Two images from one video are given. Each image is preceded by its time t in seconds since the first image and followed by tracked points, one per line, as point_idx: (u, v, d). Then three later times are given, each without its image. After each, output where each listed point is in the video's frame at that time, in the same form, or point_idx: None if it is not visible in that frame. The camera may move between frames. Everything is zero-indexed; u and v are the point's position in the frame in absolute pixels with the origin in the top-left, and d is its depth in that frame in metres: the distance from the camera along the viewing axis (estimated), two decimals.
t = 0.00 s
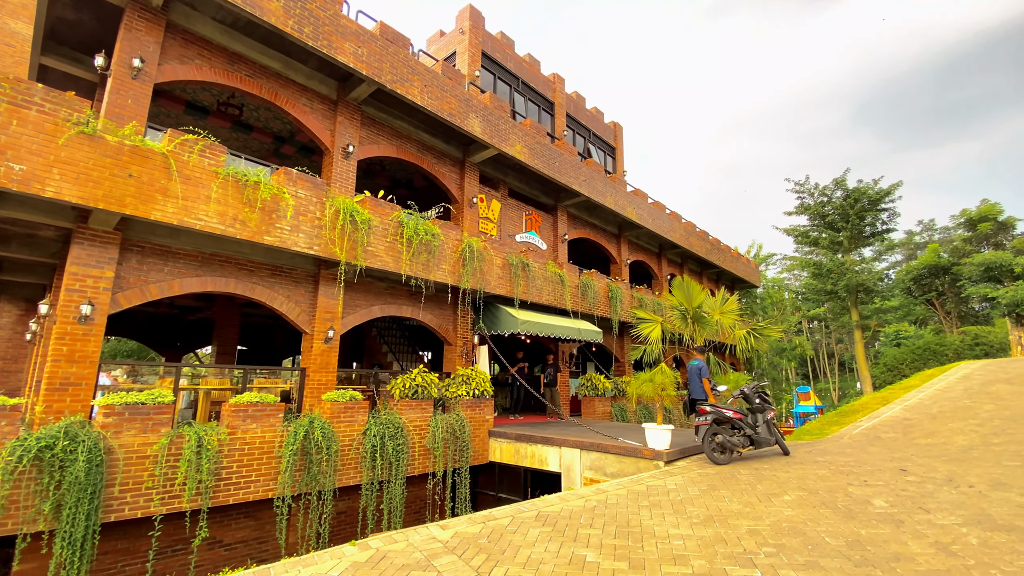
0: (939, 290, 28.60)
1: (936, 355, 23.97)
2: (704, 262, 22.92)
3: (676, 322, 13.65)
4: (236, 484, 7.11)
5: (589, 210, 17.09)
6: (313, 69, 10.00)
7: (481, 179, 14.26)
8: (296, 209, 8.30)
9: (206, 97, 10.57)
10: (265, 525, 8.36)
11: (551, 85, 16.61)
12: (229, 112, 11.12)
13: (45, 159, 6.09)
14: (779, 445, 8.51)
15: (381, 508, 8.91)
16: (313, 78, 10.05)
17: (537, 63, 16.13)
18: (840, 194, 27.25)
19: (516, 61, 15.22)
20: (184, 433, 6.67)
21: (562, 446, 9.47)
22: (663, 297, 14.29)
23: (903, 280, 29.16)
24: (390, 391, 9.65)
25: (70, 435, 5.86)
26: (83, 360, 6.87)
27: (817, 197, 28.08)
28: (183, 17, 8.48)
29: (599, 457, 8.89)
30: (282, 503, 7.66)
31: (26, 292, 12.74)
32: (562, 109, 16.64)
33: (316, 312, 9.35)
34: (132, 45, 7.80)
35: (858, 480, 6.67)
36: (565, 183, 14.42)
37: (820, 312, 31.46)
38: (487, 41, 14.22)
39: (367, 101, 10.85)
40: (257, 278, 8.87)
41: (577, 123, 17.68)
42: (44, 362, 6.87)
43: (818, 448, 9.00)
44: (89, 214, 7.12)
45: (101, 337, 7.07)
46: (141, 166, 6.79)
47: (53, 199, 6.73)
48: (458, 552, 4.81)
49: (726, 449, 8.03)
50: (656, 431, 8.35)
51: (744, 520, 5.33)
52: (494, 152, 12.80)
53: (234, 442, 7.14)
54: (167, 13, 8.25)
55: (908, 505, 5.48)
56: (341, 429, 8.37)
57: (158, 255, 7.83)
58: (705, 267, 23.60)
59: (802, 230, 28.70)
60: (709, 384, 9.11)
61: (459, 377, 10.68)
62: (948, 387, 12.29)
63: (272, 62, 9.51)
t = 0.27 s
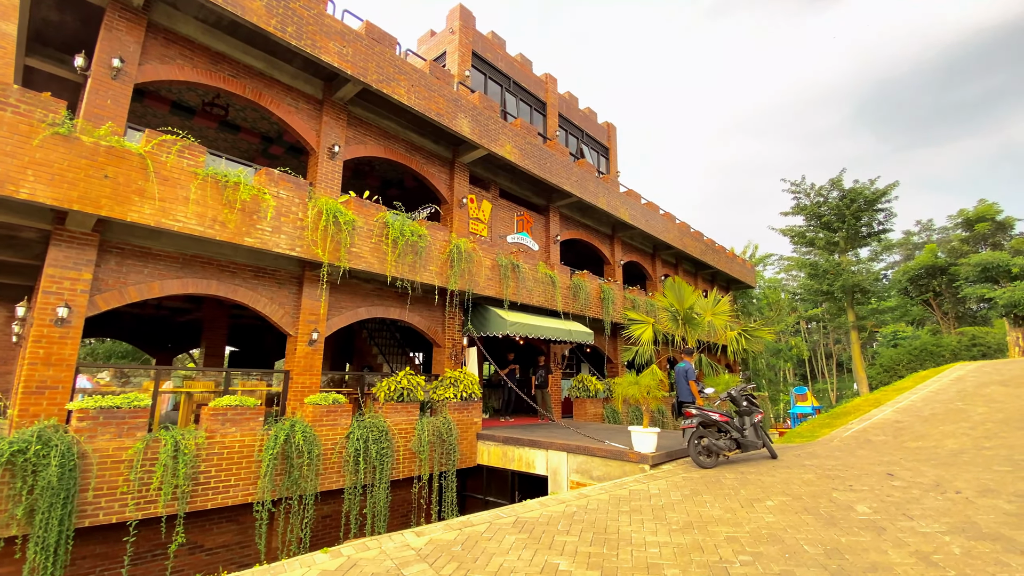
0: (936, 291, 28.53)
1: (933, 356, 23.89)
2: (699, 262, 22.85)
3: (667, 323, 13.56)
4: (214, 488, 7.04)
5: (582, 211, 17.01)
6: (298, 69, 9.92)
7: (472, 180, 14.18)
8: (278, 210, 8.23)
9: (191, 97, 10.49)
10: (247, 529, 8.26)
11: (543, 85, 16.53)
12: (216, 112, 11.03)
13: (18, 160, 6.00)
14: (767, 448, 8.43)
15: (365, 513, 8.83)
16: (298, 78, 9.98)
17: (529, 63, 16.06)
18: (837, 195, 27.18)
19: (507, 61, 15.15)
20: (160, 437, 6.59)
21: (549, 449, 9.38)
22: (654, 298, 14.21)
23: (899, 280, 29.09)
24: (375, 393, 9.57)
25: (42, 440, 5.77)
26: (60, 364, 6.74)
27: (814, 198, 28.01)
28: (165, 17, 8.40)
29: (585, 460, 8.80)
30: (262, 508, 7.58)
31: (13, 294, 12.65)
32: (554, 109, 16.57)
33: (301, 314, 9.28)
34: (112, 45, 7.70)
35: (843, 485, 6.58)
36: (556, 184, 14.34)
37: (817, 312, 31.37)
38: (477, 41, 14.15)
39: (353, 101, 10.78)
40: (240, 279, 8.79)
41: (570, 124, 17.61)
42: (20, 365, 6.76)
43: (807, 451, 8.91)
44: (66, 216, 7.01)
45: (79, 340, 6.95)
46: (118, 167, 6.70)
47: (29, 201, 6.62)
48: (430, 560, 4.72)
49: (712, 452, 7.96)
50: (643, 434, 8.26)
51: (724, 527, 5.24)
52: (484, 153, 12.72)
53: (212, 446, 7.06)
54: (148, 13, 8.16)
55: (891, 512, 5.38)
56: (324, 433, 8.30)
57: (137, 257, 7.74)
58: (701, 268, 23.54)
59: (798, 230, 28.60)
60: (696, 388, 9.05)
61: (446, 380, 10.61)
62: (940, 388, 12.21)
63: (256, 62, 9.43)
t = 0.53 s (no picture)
0: (941, 290, 28.21)
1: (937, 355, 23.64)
2: (699, 262, 22.71)
3: (665, 322, 13.45)
4: (201, 488, 7.04)
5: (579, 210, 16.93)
6: (290, 68, 9.91)
7: (468, 179, 14.14)
8: (266, 210, 8.22)
9: (185, 97, 10.50)
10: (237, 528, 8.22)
11: (540, 84, 16.49)
12: (209, 112, 11.05)
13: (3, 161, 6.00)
14: (760, 448, 8.32)
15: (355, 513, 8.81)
16: (290, 77, 9.97)
17: (526, 62, 16.02)
18: (840, 193, 26.94)
19: (503, 59, 15.11)
20: (146, 437, 6.58)
21: (541, 449, 9.32)
22: (652, 297, 14.10)
23: (904, 279, 28.80)
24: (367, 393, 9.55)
25: (28, 439, 5.77)
26: (48, 363, 6.72)
27: (817, 196, 27.78)
28: (155, 17, 8.40)
29: (576, 460, 8.73)
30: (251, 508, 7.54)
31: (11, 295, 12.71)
32: (551, 108, 16.50)
33: (292, 313, 9.27)
34: (101, 46, 7.70)
35: (835, 486, 6.48)
36: (552, 182, 14.28)
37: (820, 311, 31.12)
38: (473, 39, 14.12)
39: (346, 101, 10.76)
40: (231, 279, 8.78)
41: (568, 122, 17.54)
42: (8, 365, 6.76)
43: (801, 452, 8.80)
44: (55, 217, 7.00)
45: (67, 339, 6.94)
46: (105, 167, 6.71)
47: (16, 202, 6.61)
48: (409, 561, 4.67)
49: (703, 453, 7.87)
50: (634, 434, 8.17)
51: (708, 528, 5.15)
52: (478, 152, 12.67)
53: (199, 446, 7.05)
54: (138, 13, 8.17)
55: (880, 514, 5.28)
56: (313, 432, 8.28)
57: (127, 257, 7.75)
58: (701, 267, 23.40)
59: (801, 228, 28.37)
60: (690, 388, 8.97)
61: (440, 380, 10.59)
62: (941, 388, 12.03)
63: (247, 61, 9.42)
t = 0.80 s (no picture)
0: (954, 288, 27.67)
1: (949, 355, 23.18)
2: (704, 261, 22.51)
3: (666, 322, 13.31)
4: (194, 488, 7.10)
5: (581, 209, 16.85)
6: (286, 71, 9.96)
7: (467, 179, 14.13)
8: (260, 212, 8.26)
9: (183, 100, 10.60)
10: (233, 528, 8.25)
11: (540, 83, 16.43)
12: (208, 115, 11.15)
13: None
14: (757, 450, 8.20)
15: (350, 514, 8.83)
16: (286, 79, 10.02)
17: (526, 61, 15.97)
18: (849, 190, 26.54)
19: (503, 59, 15.07)
20: (139, 437, 6.64)
21: (536, 450, 9.27)
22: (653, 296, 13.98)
23: (915, 277, 28.30)
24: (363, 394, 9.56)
25: (20, 439, 5.84)
26: (43, 365, 6.81)
27: (825, 193, 27.40)
28: (150, 21, 8.48)
29: (571, 461, 8.66)
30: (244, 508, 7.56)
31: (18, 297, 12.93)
32: (552, 107, 16.44)
33: (287, 314, 9.32)
34: (96, 50, 7.79)
35: (829, 490, 6.35)
36: (551, 182, 14.22)
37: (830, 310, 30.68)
38: (472, 39, 14.10)
39: (343, 102, 10.79)
40: (226, 281, 8.84)
41: (569, 121, 17.47)
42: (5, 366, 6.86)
43: (799, 454, 8.66)
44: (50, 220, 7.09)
45: (63, 341, 7.03)
46: (97, 170, 6.78)
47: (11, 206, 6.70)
48: (389, 564, 4.66)
49: (698, 455, 7.78)
50: (628, 436, 8.08)
51: (694, 533, 5.07)
52: (476, 152, 12.64)
53: (192, 447, 7.11)
54: (133, 18, 8.25)
55: (871, 519, 5.16)
56: (307, 433, 8.32)
57: (123, 259, 7.84)
58: (707, 266, 23.19)
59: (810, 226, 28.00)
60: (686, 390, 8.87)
61: (437, 380, 10.59)
62: (948, 389, 11.79)
63: (243, 64, 9.48)
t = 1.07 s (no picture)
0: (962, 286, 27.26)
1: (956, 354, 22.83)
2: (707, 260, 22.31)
3: (665, 322, 13.19)
4: (184, 490, 7.10)
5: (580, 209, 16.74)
6: (279, 73, 9.96)
7: (464, 180, 14.08)
8: (250, 213, 8.26)
9: (178, 102, 10.64)
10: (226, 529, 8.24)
11: (539, 82, 16.35)
12: (203, 118, 11.19)
13: None
14: (752, 452, 8.08)
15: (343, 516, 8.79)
16: (279, 81, 10.02)
17: (524, 60, 15.91)
18: (854, 188, 26.22)
19: (500, 59, 15.01)
20: (127, 440, 6.65)
21: (530, 452, 9.20)
22: (652, 296, 13.85)
23: (923, 276, 27.92)
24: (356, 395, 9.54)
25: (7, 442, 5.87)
26: (34, 367, 6.85)
27: (830, 191, 27.10)
28: (142, 25, 8.51)
29: (564, 464, 8.59)
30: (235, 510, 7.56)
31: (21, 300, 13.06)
32: (550, 106, 16.36)
33: (281, 316, 9.31)
34: (87, 54, 7.83)
35: (822, 493, 6.23)
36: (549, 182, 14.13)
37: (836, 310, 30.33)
38: (469, 39, 14.05)
39: (337, 103, 10.78)
40: (219, 283, 8.85)
41: (568, 121, 17.38)
42: None
43: (797, 457, 8.52)
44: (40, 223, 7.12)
45: (53, 343, 7.06)
46: (86, 174, 6.81)
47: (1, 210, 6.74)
48: (367, 568, 4.62)
49: (691, 457, 7.67)
50: (621, 438, 7.99)
51: (679, 538, 4.99)
52: (472, 152, 12.59)
53: (181, 449, 7.11)
54: (125, 21, 8.29)
55: (861, 524, 5.05)
56: (298, 435, 8.31)
57: (114, 261, 7.87)
58: (709, 266, 23.00)
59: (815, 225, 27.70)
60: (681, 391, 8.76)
61: (432, 382, 10.54)
62: (952, 390, 11.58)
63: (236, 67, 9.49)
